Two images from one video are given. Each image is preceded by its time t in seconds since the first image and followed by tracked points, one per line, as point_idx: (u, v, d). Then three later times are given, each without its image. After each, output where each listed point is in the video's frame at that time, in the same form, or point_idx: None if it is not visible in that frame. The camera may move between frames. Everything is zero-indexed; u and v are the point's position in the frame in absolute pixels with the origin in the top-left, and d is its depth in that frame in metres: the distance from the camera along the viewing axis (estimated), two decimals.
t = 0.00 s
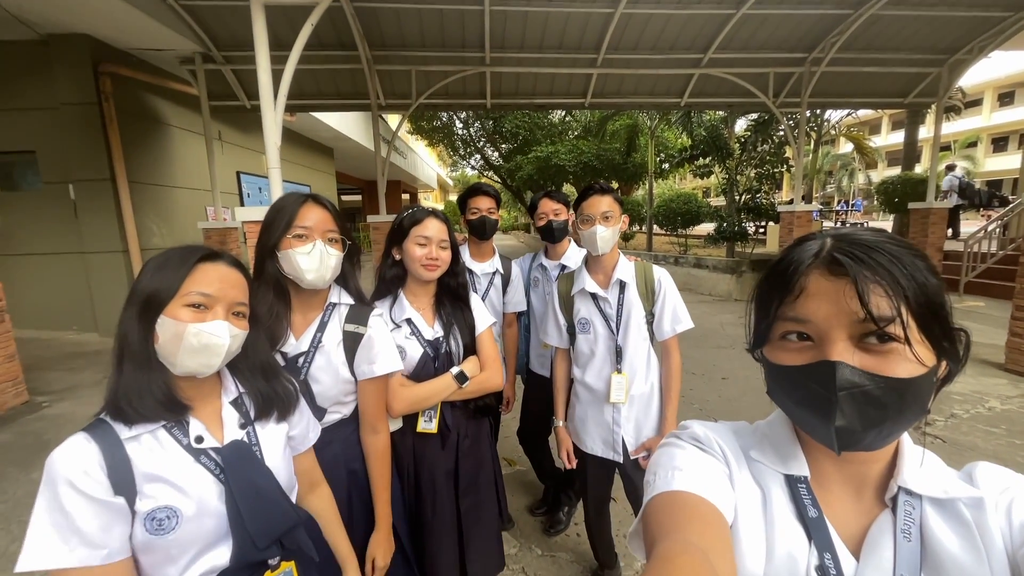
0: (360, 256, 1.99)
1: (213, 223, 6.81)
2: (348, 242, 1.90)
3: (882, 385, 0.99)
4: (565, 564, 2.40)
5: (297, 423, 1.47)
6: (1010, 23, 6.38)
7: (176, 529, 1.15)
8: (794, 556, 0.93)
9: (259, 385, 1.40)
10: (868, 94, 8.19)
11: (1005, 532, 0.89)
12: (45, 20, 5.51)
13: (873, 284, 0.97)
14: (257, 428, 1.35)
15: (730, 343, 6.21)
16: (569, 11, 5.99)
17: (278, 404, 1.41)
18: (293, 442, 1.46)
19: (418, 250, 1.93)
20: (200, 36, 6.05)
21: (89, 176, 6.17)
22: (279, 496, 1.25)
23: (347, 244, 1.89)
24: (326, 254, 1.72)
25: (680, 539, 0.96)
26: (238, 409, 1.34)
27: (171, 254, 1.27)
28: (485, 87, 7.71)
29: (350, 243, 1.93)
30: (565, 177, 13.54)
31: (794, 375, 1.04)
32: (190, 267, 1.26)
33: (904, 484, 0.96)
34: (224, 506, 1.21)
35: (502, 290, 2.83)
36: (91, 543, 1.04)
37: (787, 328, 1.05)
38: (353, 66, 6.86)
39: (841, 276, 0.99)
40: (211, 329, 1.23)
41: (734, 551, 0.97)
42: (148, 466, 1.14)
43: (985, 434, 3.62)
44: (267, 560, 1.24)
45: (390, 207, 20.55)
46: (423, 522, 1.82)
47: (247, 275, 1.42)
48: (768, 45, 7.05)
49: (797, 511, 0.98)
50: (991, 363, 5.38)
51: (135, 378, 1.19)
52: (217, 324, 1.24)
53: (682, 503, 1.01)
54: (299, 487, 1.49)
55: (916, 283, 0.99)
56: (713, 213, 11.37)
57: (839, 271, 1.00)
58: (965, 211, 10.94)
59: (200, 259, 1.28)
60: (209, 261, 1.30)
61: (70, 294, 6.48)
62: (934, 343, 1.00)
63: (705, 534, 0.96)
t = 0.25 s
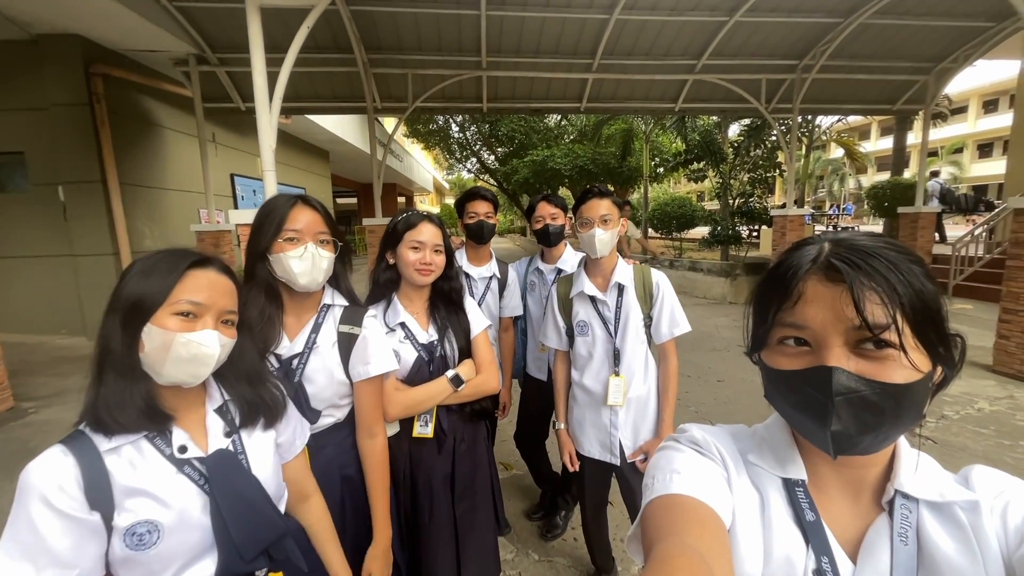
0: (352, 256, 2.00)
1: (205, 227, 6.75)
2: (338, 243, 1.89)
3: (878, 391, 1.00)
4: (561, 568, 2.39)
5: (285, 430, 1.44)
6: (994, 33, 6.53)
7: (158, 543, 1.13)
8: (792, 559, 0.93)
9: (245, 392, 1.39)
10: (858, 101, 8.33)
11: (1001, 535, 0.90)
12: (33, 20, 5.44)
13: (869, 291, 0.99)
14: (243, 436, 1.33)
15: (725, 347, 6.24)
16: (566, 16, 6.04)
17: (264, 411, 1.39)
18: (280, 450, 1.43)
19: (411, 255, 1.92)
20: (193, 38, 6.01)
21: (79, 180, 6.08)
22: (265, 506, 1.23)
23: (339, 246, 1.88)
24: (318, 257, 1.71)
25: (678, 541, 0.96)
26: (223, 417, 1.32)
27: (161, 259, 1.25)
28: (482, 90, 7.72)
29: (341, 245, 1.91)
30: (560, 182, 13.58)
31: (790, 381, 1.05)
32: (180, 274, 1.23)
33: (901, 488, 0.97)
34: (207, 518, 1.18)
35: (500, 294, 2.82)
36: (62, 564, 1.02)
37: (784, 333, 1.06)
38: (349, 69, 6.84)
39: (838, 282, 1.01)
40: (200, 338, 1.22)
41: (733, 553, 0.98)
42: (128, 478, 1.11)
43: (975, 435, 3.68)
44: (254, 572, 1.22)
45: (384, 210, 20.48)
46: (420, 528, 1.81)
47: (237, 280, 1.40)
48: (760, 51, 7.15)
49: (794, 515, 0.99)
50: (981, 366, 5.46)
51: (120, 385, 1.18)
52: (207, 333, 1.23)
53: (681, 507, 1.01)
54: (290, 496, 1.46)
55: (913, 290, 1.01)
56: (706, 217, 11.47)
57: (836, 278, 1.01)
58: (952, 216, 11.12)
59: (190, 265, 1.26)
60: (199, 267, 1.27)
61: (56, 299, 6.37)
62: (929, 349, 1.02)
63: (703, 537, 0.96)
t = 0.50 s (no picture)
0: (350, 259, 2.01)
1: (204, 227, 6.73)
2: (336, 246, 1.88)
3: (879, 395, 1.00)
4: (561, 570, 2.39)
5: (282, 433, 1.44)
6: (992, 34, 6.55)
7: (161, 548, 1.12)
8: (793, 561, 0.93)
9: (244, 393, 1.38)
10: (857, 102, 8.34)
11: (1003, 539, 0.90)
12: (31, 21, 5.43)
13: (870, 295, 0.99)
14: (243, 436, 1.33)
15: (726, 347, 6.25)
16: (565, 17, 6.05)
17: (258, 410, 1.39)
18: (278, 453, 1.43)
19: (408, 257, 1.91)
20: (192, 39, 6.00)
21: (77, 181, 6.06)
22: (269, 508, 1.23)
23: (337, 249, 1.88)
24: (317, 260, 1.71)
25: (680, 544, 0.96)
26: (224, 418, 1.32)
27: (124, 263, 1.22)
28: (481, 91, 7.72)
29: (338, 247, 1.90)
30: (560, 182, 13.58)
31: (791, 384, 1.05)
32: (147, 276, 1.20)
33: (904, 491, 0.96)
34: (211, 522, 1.18)
35: (499, 296, 2.82)
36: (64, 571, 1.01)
37: (784, 336, 1.06)
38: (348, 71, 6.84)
39: (839, 286, 1.01)
40: (188, 335, 1.21)
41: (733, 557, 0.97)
42: (131, 483, 1.11)
43: (975, 436, 3.68)
44: None
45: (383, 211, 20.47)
46: (418, 530, 1.81)
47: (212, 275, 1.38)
48: (759, 53, 7.16)
49: (796, 518, 0.99)
50: (980, 366, 5.47)
51: (118, 391, 1.17)
52: (194, 330, 1.22)
53: (683, 509, 1.01)
54: (288, 501, 1.45)
55: (914, 293, 1.01)
56: (706, 218, 11.49)
57: (837, 281, 1.01)
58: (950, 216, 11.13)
59: (155, 265, 1.23)
60: (164, 265, 1.24)
61: (54, 300, 6.36)
62: (930, 352, 1.02)
63: (705, 540, 0.96)
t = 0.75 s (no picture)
0: (347, 259, 2.01)
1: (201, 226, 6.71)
2: (333, 245, 1.88)
3: (879, 392, 1.01)
4: (561, 569, 2.39)
5: (285, 432, 1.44)
6: (990, 32, 6.56)
7: (165, 542, 1.12)
8: (793, 560, 0.94)
9: (250, 390, 1.39)
10: (856, 100, 8.35)
11: (1003, 537, 0.90)
12: (28, 20, 5.40)
13: (871, 293, 0.99)
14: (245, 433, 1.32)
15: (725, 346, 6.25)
16: (564, 16, 6.04)
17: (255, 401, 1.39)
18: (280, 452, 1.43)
19: (403, 258, 1.90)
20: (189, 38, 5.97)
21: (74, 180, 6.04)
22: (273, 505, 1.23)
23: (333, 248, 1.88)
24: (315, 260, 1.71)
25: (678, 544, 0.96)
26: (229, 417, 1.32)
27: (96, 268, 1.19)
28: (480, 90, 7.71)
29: (335, 247, 1.90)
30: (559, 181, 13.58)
31: (791, 382, 1.05)
32: (119, 280, 1.17)
33: (903, 490, 0.97)
34: (215, 518, 1.18)
35: (498, 294, 2.82)
36: (68, 565, 1.00)
37: (784, 334, 1.06)
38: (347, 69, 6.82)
39: (839, 284, 1.01)
40: (181, 330, 1.20)
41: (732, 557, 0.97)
42: (137, 477, 1.11)
43: (973, 434, 3.70)
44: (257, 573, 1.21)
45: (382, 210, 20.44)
46: (416, 530, 1.80)
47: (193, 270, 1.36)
48: (758, 51, 7.15)
49: (795, 517, 1.00)
50: (979, 364, 5.49)
51: (120, 390, 1.16)
52: (185, 324, 1.21)
53: (681, 509, 1.01)
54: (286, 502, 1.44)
55: (914, 292, 1.01)
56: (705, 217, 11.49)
57: (837, 279, 1.01)
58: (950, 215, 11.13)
59: (125, 268, 1.20)
60: (137, 266, 1.21)
61: (51, 300, 6.34)
62: (929, 350, 1.02)
63: (705, 540, 0.96)
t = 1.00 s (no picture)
0: (344, 261, 2.01)
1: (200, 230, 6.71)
2: (331, 247, 1.88)
3: (880, 395, 1.01)
4: (560, 572, 2.38)
5: (288, 433, 1.44)
6: (985, 35, 6.61)
7: (173, 539, 1.12)
8: (793, 561, 0.93)
9: (253, 390, 1.39)
10: (852, 103, 8.39)
11: (1001, 536, 0.90)
12: (26, 23, 5.41)
13: (875, 296, 0.99)
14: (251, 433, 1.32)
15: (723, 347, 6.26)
16: (561, 19, 6.08)
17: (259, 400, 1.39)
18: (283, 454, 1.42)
19: (401, 260, 1.90)
20: (189, 41, 5.99)
21: (72, 183, 6.02)
22: (279, 503, 1.22)
23: (332, 250, 1.87)
24: (312, 261, 1.71)
25: (678, 544, 0.95)
26: (233, 417, 1.31)
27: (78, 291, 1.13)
28: (478, 93, 7.74)
29: (333, 249, 1.89)
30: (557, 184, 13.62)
31: (792, 384, 1.05)
32: (108, 298, 1.14)
33: (902, 489, 0.96)
34: (221, 516, 1.18)
35: (497, 296, 2.83)
36: (79, 560, 1.00)
37: (787, 335, 1.06)
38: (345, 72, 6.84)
39: (843, 287, 1.01)
40: (175, 340, 1.18)
41: (732, 556, 0.97)
42: (146, 475, 1.11)
43: (971, 434, 3.70)
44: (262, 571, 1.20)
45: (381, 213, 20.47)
46: (413, 534, 1.79)
47: (189, 273, 1.33)
48: (755, 54, 7.19)
49: (794, 517, 0.99)
50: (976, 365, 5.50)
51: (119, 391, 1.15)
52: (180, 334, 1.19)
53: (680, 509, 1.01)
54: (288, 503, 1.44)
55: (916, 295, 1.01)
56: (703, 219, 11.53)
57: (841, 282, 1.01)
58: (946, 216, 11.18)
59: (110, 283, 1.15)
60: (122, 279, 1.16)
61: (48, 304, 6.32)
62: (931, 353, 1.02)
63: (704, 540, 0.96)
